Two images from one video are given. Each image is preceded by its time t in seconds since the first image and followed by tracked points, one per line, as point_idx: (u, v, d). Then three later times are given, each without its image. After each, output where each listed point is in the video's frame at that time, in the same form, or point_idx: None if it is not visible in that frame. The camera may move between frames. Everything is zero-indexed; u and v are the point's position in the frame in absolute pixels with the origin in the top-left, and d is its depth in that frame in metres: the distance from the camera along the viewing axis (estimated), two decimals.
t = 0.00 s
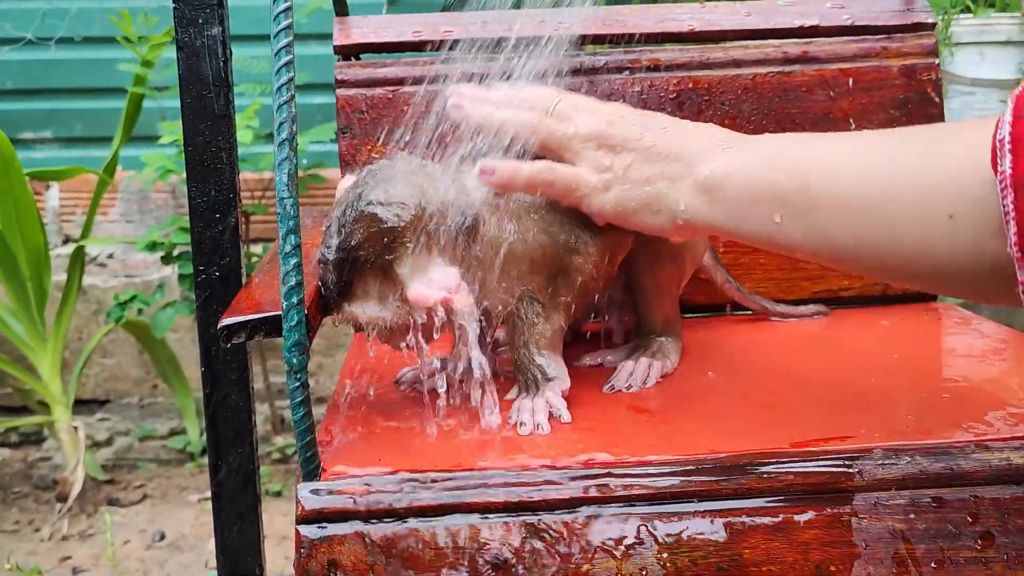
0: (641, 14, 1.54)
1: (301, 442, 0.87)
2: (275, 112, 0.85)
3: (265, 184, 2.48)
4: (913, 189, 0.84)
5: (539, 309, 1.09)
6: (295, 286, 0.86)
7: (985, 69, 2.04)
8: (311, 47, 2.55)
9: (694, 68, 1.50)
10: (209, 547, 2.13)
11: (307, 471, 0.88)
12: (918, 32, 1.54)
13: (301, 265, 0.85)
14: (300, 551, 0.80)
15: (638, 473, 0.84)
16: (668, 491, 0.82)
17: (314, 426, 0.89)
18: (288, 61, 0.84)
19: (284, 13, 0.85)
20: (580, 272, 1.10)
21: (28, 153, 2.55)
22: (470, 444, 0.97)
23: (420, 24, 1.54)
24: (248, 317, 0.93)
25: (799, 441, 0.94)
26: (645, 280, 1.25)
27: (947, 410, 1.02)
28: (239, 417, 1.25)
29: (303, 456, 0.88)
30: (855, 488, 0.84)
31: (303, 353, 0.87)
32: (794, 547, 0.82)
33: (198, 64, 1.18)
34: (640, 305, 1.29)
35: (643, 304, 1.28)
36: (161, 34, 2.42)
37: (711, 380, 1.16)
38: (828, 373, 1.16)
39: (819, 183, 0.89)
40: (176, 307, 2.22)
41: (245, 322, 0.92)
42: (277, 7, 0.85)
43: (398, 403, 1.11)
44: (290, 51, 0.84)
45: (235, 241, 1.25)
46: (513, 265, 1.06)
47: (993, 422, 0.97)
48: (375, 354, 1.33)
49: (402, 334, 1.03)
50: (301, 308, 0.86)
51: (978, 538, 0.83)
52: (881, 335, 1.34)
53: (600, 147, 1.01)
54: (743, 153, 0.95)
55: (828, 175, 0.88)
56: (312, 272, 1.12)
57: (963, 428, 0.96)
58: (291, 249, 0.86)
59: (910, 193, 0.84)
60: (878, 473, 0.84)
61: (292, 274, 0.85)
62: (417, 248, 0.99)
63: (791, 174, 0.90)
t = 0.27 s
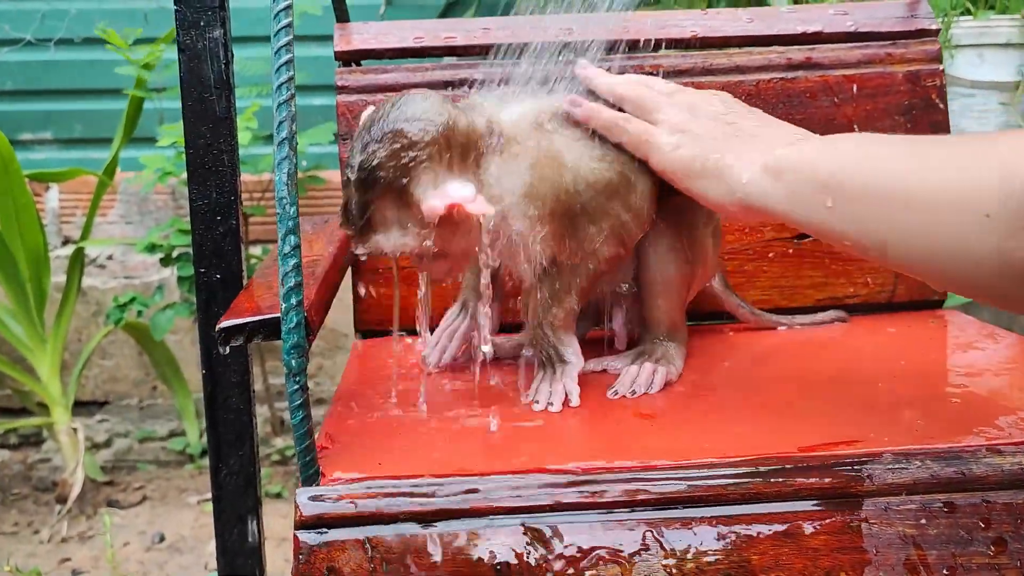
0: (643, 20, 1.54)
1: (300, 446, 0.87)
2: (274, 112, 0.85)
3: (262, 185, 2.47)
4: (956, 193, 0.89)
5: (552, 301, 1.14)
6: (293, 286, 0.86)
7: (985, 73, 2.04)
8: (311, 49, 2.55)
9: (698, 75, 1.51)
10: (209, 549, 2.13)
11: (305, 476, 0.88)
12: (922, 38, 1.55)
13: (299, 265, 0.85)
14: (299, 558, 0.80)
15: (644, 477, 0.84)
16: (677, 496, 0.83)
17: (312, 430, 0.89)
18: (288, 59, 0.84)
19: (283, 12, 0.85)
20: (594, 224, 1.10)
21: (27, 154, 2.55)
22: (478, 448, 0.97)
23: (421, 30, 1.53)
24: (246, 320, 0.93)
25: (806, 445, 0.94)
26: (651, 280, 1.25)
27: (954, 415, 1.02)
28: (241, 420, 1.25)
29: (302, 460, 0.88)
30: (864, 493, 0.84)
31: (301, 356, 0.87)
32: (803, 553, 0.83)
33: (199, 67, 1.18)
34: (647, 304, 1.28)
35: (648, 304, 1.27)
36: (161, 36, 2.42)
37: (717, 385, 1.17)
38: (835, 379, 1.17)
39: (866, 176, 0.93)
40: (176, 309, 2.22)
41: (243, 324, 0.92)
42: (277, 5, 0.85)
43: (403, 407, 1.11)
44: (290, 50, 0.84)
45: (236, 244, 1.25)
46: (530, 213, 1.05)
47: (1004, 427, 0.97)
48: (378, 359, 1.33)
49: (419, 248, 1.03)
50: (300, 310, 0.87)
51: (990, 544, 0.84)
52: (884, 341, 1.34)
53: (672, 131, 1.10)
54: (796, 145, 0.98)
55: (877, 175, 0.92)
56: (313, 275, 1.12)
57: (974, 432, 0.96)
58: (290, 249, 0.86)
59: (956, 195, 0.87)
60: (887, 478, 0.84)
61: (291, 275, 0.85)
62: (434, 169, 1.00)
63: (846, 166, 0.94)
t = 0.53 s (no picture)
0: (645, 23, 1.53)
1: (306, 450, 0.87)
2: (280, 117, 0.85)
3: (263, 187, 2.47)
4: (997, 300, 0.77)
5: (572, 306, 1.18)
6: (299, 291, 0.85)
7: (985, 74, 2.03)
8: (312, 50, 2.55)
9: (699, 76, 1.51)
10: (209, 551, 2.13)
11: (310, 480, 0.87)
12: (923, 39, 1.54)
13: (306, 270, 0.85)
14: (305, 560, 0.80)
15: (644, 481, 0.84)
16: (674, 500, 0.82)
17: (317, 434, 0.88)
18: (293, 65, 0.84)
19: (289, 18, 0.84)
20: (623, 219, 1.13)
21: (28, 156, 2.55)
22: (477, 451, 0.97)
23: (423, 30, 1.53)
24: (251, 324, 0.93)
25: (806, 448, 0.94)
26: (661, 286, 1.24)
27: (954, 418, 1.02)
28: (244, 423, 1.25)
29: (307, 464, 0.87)
30: (864, 496, 0.83)
31: (306, 360, 0.86)
32: (803, 556, 0.82)
33: (203, 70, 1.18)
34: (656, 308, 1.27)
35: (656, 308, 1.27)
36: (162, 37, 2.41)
37: (717, 388, 1.16)
38: (835, 381, 1.17)
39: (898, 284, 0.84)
40: (177, 311, 2.21)
41: (248, 330, 0.92)
42: (282, 10, 0.84)
43: (403, 409, 1.11)
44: (295, 56, 0.84)
45: (240, 247, 1.25)
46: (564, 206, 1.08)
47: (1004, 429, 0.97)
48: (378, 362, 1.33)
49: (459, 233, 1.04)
50: (306, 315, 0.86)
51: (987, 547, 0.83)
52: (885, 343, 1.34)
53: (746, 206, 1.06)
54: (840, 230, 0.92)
55: (909, 284, 0.82)
56: (316, 279, 1.11)
57: (973, 435, 0.96)
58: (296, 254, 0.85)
59: (1008, 325, 0.75)
60: (887, 482, 0.84)
61: (297, 280, 0.85)
62: (473, 148, 1.00)
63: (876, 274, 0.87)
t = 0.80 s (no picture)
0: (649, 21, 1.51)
1: (312, 452, 0.86)
2: (286, 119, 0.84)
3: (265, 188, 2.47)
4: (995, 383, 0.79)
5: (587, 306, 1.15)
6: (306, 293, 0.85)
7: (987, 74, 2.03)
8: (314, 50, 2.55)
9: (701, 75, 1.51)
10: (210, 552, 2.12)
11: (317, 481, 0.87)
12: (925, 38, 1.54)
13: (312, 273, 0.85)
14: (312, 561, 0.79)
15: (648, 482, 0.84)
16: (677, 501, 0.82)
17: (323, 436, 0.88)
18: (300, 67, 0.83)
19: (296, 19, 0.84)
20: (626, 238, 1.07)
21: (29, 156, 2.54)
22: (481, 452, 0.97)
23: (426, 29, 1.53)
24: (257, 325, 0.92)
25: (810, 450, 0.94)
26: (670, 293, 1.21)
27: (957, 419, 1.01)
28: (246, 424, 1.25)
29: (314, 465, 0.87)
30: (867, 498, 0.83)
31: (314, 362, 0.86)
32: (807, 557, 0.82)
33: (207, 70, 1.18)
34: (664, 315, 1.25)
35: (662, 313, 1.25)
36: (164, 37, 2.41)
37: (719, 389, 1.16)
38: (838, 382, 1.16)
39: (895, 338, 0.82)
40: (178, 311, 2.21)
41: (254, 330, 0.91)
42: (289, 12, 0.84)
43: (405, 411, 1.11)
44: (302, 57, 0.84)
45: (244, 247, 1.24)
46: (559, 225, 1.03)
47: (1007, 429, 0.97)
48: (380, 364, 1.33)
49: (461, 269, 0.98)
50: (313, 316, 0.86)
51: (990, 548, 0.83)
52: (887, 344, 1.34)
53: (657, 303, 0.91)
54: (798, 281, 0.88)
55: (879, 335, 0.83)
56: (322, 280, 1.11)
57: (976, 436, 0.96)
58: (303, 256, 0.85)
59: (987, 358, 0.79)
60: (891, 483, 0.84)
61: (303, 282, 0.85)
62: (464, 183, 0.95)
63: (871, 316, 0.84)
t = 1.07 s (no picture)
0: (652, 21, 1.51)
1: (316, 453, 0.86)
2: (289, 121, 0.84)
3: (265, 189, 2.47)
4: (983, 393, 0.74)
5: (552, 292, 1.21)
6: (310, 295, 0.84)
7: (988, 77, 2.03)
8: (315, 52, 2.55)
9: (703, 75, 1.50)
10: (210, 554, 2.12)
11: (321, 482, 0.87)
12: (927, 39, 1.54)
13: (316, 275, 0.84)
14: (316, 563, 0.79)
15: (651, 484, 0.83)
16: (680, 503, 0.82)
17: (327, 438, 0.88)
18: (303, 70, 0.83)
19: (299, 21, 0.83)
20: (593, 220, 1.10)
21: (29, 157, 2.54)
22: (482, 453, 0.97)
23: (428, 30, 1.53)
24: (262, 327, 0.92)
25: (813, 451, 0.93)
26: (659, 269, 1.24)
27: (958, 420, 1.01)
28: (249, 425, 1.22)
29: (317, 467, 0.87)
30: (870, 500, 0.83)
31: (318, 364, 0.86)
32: (810, 558, 0.81)
33: (209, 72, 1.18)
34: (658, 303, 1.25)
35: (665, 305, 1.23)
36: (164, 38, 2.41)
37: (720, 390, 1.16)
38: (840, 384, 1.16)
39: (895, 339, 0.77)
40: (178, 312, 2.21)
41: (259, 332, 0.91)
42: (292, 13, 0.83)
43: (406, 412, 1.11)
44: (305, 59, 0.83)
45: (247, 248, 1.24)
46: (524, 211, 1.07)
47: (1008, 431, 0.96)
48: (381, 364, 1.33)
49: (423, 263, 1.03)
50: (317, 319, 0.85)
51: (992, 550, 0.83)
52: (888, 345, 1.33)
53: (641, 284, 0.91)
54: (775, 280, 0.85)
55: (871, 327, 0.78)
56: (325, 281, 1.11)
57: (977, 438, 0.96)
58: (307, 258, 0.84)
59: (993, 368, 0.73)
60: (894, 484, 0.83)
61: (308, 284, 0.84)
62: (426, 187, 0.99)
63: (857, 314, 0.79)
